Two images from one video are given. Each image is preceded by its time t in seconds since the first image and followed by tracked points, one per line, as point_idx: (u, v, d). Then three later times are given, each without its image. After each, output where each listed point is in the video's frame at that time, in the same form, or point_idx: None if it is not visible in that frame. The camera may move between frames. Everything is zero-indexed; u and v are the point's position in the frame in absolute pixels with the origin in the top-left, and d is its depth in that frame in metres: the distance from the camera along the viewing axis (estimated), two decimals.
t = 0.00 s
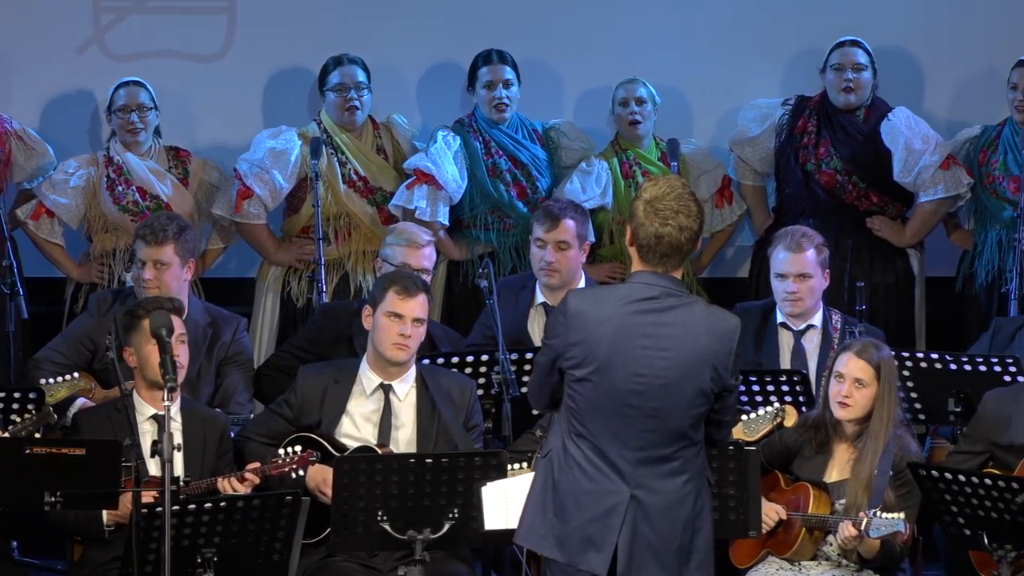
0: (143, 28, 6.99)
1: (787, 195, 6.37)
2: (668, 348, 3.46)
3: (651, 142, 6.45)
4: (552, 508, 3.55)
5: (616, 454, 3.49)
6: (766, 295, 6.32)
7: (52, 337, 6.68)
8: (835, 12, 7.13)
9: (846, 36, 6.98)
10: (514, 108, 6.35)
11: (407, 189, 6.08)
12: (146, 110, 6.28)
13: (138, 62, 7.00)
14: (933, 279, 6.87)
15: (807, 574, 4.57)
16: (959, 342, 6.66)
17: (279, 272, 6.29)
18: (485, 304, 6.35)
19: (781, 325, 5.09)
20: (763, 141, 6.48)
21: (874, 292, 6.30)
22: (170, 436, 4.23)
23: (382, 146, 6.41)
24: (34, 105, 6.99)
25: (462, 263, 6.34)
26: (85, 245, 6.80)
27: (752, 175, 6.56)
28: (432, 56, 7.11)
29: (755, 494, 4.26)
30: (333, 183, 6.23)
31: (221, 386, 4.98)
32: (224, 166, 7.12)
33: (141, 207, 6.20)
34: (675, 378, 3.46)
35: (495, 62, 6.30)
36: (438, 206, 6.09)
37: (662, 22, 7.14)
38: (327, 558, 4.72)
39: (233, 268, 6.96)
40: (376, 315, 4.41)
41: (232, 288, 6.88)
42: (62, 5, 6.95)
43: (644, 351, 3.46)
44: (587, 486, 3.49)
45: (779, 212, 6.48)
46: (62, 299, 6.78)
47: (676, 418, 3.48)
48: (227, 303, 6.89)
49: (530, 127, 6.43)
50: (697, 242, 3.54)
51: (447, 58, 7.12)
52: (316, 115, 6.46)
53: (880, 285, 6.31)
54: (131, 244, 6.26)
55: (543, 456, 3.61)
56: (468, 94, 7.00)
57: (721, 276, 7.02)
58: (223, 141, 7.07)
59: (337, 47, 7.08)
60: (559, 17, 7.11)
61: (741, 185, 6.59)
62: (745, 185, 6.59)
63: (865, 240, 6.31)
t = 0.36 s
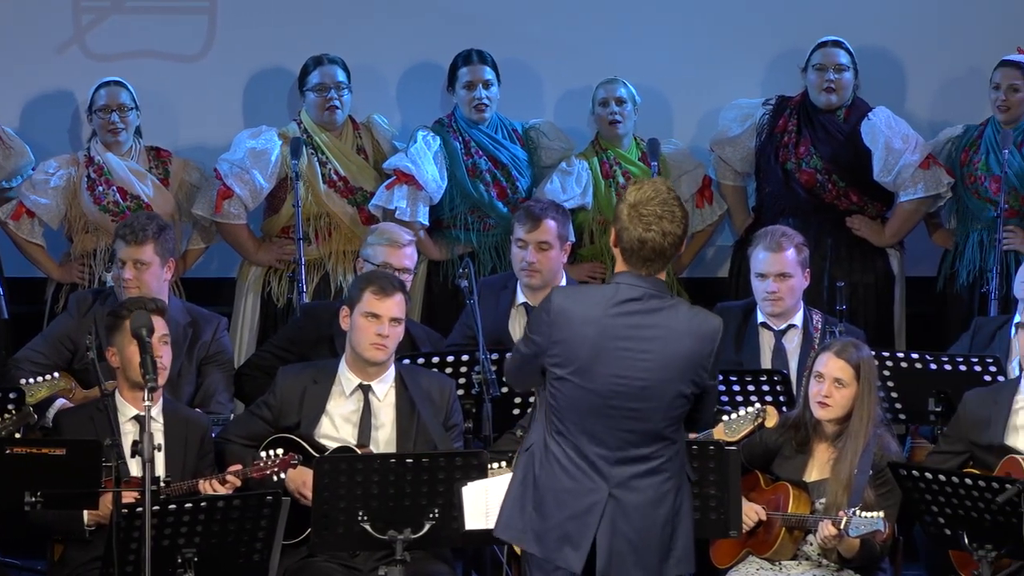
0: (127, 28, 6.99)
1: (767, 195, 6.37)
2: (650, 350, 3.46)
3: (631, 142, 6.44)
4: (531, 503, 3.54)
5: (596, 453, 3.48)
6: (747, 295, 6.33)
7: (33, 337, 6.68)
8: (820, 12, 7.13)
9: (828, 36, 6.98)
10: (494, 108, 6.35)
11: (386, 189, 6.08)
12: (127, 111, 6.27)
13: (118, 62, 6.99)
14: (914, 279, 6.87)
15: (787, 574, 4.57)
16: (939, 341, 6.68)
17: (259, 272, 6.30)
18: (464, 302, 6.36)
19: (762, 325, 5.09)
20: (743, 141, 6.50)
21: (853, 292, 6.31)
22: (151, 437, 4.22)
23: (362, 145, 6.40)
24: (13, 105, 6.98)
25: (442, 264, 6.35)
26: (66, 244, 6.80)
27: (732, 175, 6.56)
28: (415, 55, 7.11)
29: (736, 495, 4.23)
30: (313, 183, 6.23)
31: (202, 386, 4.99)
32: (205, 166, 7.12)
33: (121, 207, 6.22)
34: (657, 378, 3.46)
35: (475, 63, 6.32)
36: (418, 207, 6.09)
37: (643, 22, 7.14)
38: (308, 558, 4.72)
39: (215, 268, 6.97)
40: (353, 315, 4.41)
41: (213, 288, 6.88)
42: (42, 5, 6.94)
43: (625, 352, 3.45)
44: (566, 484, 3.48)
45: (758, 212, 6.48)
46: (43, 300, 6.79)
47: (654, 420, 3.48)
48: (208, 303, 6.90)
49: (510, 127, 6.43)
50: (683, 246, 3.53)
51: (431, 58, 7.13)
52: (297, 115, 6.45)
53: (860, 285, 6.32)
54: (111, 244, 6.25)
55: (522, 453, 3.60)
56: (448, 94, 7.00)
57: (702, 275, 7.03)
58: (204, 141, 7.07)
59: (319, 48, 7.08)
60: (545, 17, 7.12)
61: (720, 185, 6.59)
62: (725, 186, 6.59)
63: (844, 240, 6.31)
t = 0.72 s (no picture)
0: (110, 27, 6.99)
1: (748, 194, 6.36)
2: (635, 342, 3.39)
3: (613, 141, 6.44)
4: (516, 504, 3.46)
5: (581, 449, 3.41)
6: (728, 295, 6.34)
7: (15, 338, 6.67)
8: (804, 11, 7.12)
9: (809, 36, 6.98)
10: (475, 108, 6.35)
11: (368, 189, 6.09)
12: (107, 110, 6.27)
13: (99, 62, 7.00)
14: (895, 280, 6.88)
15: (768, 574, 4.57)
16: (922, 340, 6.69)
17: (241, 273, 6.27)
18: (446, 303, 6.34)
19: (745, 324, 5.10)
20: (725, 141, 6.47)
21: (833, 291, 6.30)
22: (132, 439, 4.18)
23: (344, 146, 6.41)
24: None
25: (423, 264, 6.33)
26: (47, 245, 6.79)
27: (713, 176, 6.55)
28: (398, 55, 7.11)
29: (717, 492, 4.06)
30: (295, 183, 6.22)
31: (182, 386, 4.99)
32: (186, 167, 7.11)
33: (102, 207, 6.19)
34: (641, 373, 3.38)
35: (456, 62, 6.31)
36: (400, 207, 6.10)
37: (626, 22, 7.14)
38: (289, 558, 4.72)
39: (196, 269, 6.96)
40: (331, 315, 4.41)
41: (193, 289, 6.88)
42: (22, 6, 6.94)
43: (613, 344, 3.38)
44: (552, 482, 3.40)
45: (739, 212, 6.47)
46: (24, 301, 6.78)
47: (639, 419, 3.41)
48: (188, 304, 6.89)
49: (491, 127, 6.44)
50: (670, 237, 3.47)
51: (414, 58, 7.12)
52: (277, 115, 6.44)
53: (840, 285, 6.31)
54: (92, 244, 6.24)
55: (509, 455, 3.52)
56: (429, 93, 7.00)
57: (684, 275, 7.03)
58: (185, 142, 7.06)
59: (301, 48, 7.08)
60: (530, 16, 7.13)
61: (703, 185, 6.58)
62: (706, 186, 6.58)
63: (824, 239, 6.31)
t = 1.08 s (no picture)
0: (91, 28, 6.98)
1: (726, 194, 6.36)
2: (617, 345, 3.27)
3: (594, 141, 6.43)
4: (501, 513, 3.33)
5: (565, 454, 3.28)
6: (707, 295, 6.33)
7: None
8: (788, 11, 7.12)
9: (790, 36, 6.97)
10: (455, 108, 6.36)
11: (347, 190, 6.10)
12: (86, 111, 6.25)
13: (78, 62, 6.99)
14: (875, 280, 6.89)
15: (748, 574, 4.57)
16: (901, 340, 6.70)
17: (220, 273, 6.29)
18: (426, 303, 6.36)
19: (723, 325, 5.11)
20: (703, 142, 6.50)
21: (812, 291, 6.30)
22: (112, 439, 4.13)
23: (323, 145, 6.40)
24: None
25: (403, 264, 6.33)
26: (26, 245, 6.80)
27: (692, 176, 6.55)
28: (380, 54, 7.10)
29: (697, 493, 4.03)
30: (274, 184, 6.22)
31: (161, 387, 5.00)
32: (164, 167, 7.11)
33: (81, 208, 6.20)
34: (624, 375, 3.26)
35: (437, 63, 6.30)
36: (379, 207, 6.10)
37: (606, 22, 7.12)
38: (269, 558, 4.71)
39: (174, 269, 6.97)
40: (308, 315, 4.42)
41: (172, 289, 6.88)
42: None
43: (593, 348, 3.26)
44: (536, 489, 3.27)
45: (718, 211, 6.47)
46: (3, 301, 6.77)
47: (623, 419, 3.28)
48: (167, 304, 6.89)
49: (471, 126, 6.42)
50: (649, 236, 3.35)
51: (395, 58, 7.11)
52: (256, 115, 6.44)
53: (819, 285, 6.31)
54: (71, 245, 6.23)
55: (490, 463, 3.39)
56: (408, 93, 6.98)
57: (664, 275, 7.03)
58: (163, 141, 7.06)
59: (281, 47, 7.06)
60: (514, 16, 7.12)
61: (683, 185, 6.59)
62: (686, 186, 6.59)
63: (803, 238, 6.31)
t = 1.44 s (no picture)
0: (72, 28, 6.99)
1: (707, 195, 6.37)
2: (601, 339, 3.28)
3: (574, 142, 6.44)
4: (482, 496, 3.36)
5: (546, 443, 3.30)
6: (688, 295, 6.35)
7: None
8: (773, 11, 7.12)
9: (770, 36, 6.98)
10: (435, 108, 6.35)
11: (328, 190, 6.09)
12: (67, 111, 6.26)
13: (59, 62, 6.99)
14: (856, 280, 6.90)
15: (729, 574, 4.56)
16: (881, 339, 6.74)
17: (200, 274, 6.27)
18: (406, 304, 6.32)
19: (705, 324, 5.11)
20: (683, 142, 6.49)
21: (792, 292, 6.29)
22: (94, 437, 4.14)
23: (303, 146, 6.39)
24: None
25: (384, 264, 6.32)
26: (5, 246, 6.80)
27: (673, 176, 6.56)
28: (363, 55, 7.10)
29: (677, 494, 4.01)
30: (254, 184, 6.22)
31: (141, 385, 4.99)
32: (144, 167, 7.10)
33: (61, 209, 6.19)
34: (608, 368, 3.27)
35: (417, 63, 6.30)
36: (360, 207, 6.10)
37: (589, 23, 7.13)
38: (250, 558, 4.70)
39: (154, 269, 6.96)
40: (287, 314, 4.42)
41: (151, 289, 6.88)
42: None
43: (576, 343, 3.27)
44: (516, 475, 3.31)
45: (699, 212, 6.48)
46: None
47: (611, 411, 3.30)
48: (146, 304, 6.89)
49: (451, 126, 6.43)
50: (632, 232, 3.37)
51: (377, 58, 7.11)
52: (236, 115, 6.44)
53: (798, 286, 6.31)
54: (51, 245, 6.22)
55: (473, 444, 3.42)
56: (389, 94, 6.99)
57: (646, 275, 7.04)
58: (143, 141, 7.05)
59: (263, 48, 7.07)
60: (500, 15, 7.12)
61: (664, 186, 6.58)
62: (667, 186, 6.60)
63: (783, 240, 6.30)
